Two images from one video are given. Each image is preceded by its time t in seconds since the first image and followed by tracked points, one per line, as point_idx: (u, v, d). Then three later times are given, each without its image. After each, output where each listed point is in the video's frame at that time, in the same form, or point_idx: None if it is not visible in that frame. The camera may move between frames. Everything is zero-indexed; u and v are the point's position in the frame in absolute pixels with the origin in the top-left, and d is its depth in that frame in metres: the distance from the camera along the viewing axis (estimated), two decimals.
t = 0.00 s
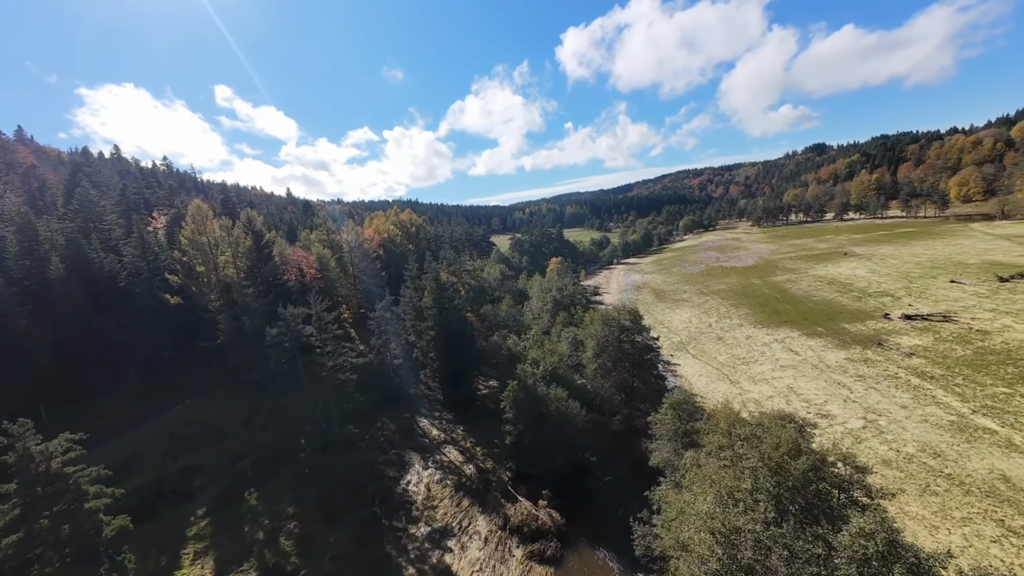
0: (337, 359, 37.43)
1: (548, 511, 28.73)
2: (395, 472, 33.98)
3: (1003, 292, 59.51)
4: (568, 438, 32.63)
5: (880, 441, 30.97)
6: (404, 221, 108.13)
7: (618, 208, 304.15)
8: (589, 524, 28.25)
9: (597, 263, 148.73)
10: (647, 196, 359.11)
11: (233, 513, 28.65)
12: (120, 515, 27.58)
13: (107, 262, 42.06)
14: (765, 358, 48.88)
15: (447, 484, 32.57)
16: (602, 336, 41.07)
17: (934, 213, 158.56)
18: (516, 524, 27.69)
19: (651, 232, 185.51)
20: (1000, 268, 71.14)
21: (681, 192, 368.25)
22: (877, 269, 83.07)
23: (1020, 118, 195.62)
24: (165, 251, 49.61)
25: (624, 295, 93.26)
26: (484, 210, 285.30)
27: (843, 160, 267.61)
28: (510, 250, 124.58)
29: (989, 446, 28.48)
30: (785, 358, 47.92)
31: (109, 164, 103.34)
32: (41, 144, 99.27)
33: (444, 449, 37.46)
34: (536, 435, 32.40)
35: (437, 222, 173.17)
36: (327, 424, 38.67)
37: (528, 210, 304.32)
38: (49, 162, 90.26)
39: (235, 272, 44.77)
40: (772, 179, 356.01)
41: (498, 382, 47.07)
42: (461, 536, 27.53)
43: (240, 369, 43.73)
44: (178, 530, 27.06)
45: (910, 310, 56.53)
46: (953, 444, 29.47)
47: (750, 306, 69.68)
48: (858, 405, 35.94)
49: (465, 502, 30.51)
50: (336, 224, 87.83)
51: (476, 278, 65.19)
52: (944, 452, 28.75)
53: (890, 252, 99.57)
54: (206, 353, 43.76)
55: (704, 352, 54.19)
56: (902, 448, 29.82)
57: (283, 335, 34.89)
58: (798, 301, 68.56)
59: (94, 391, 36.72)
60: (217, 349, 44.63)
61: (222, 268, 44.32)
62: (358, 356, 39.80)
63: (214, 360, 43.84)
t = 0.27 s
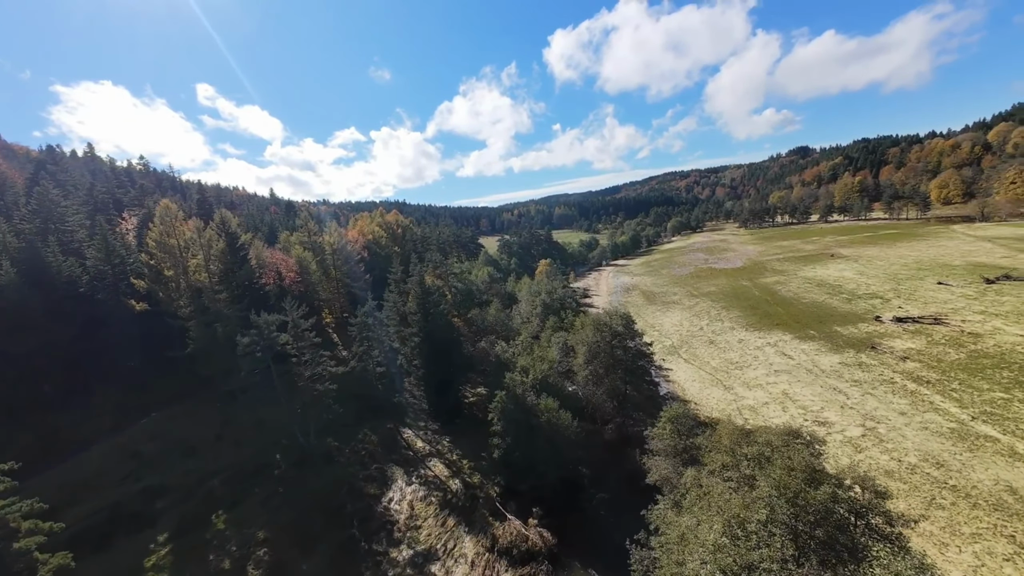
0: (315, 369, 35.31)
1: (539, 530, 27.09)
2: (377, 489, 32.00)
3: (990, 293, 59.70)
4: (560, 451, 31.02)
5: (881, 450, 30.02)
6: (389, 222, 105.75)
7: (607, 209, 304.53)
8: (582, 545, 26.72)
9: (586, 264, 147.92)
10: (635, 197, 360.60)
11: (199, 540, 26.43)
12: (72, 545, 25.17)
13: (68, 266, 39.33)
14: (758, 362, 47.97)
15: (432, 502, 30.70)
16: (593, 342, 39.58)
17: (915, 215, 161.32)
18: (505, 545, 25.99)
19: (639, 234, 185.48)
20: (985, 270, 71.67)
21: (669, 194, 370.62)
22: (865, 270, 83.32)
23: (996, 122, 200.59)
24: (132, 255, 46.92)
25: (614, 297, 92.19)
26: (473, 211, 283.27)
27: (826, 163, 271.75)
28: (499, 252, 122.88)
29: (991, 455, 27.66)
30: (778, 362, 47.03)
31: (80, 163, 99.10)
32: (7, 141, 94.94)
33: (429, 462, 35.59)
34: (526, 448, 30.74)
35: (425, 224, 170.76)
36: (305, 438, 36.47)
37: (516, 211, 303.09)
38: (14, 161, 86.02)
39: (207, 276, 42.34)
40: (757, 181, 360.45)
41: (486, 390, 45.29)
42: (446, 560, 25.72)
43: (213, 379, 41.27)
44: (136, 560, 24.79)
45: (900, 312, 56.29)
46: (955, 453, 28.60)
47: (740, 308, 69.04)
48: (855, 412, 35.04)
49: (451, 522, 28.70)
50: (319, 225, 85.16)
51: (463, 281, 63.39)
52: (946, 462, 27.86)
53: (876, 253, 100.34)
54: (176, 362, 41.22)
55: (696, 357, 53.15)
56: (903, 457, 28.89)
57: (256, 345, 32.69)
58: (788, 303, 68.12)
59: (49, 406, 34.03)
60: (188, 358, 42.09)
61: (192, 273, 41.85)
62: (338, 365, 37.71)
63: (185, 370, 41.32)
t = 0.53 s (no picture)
0: (293, 378, 33.23)
1: (530, 552, 25.40)
2: (356, 507, 30.03)
3: (982, 298, 59.51)
4: (552, 466, 29.32)
5: (884, 463, 28.90)
6: (377, 223, 103.34)
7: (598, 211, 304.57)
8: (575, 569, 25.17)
9: (577, 266, 146.75)
10: (626, 199, 361.27)
11: (160, 567, 24.27)
12: None
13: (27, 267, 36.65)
14: (754, 369, 46.84)
15: (416, 520, 28.82)
16: (587, 349, 38.01)
17: (902, 219, 163.15)
18: (493, 569, 24.28)
19: (630, 236, 185.03)
20: (975, 274, 71.75)
21: (659, 197, 372.05)
22: (856, 274, 83.12)
23: (979, 129, 204.25)
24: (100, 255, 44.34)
25: (606, 300, 90.99)
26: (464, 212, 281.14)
27: (815, 167, 274.58)
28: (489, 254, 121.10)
29: (999, 469, 26.64)
30: (775, 369, 45.95)
31: (54, 159, 95.38)
32: None
33: (414, 476, 33.72)
34: (516, 463, 29.04)
35: (414, 224, 168.35)
36: (282, 451, 34.28)
37: (508, 212, 301.48)
38: None
39: (179, 279, 39.91)
40: (746, 184, 363.61)
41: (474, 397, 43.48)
42: None
43: (185, 387, 38.89)
44: None
45: (894, 317, 55.74)
46: (961, 466, 27.53)
47: (734, 312, 68.14)
48: (857, 422, 33.93)
49: (435, 543, 26.89)
50: (304, 225, 82.63)
51: (452, 284, 61.55)
52: (954, 477, 26.77)
53: (866, 257, 100.62)
54: (144, 369, 38.73)
55: (690, 362, 51.95)
56: (908, 471, 27.79)
57: (228, 352, 30.54)
58: (782, 307, 67.39)
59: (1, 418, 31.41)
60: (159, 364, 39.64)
61: (163, 274, 39.48)
62: (317, 374, 35.61)
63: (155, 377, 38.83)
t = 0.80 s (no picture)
0: (270, 385, 31.24)
1: None
2: (335, 525, 28.15)
3: (978, 307, 59.00)
4: (543, 482, 27.71)
5: (890, 481, 27.70)
6: (368, 221, 101.24)
7: (592, 213, 304.02)
8: None
9: (571, 268, 145.58)
10: (619, 202, 361.48)
11: None
12: None
13: None
14: (751, 377, 45.68)
15: (398, 539, 27.03)
16: (581, 357, 36.45)
17: (893, 226, 164.26)
18: None
19: (624, 239, 184.28)
20: (970, 283, 71.49)
21: (653, 200, 372.81)
22: (851, 281, 82.63)
23: (968, 137, 206.78)
24: (69, 251, 41.97)
25: (599, 303, 89.77)
26: (457, 212, 279.21)
27: (807, 173, 276.38)
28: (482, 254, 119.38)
29: (1010, 489, 25.51)
30: (772, 378, 44.78)
31: (32, 150, 92.11)
32: None
33: (397, 490, 31.91)
34: (505, 479, 27.38)
35: (406, 223, 166.19)
36: (257, 462, 32.29)
37: (502, 213, 299.96)
38: None
39: (151, 278, 37.71)
40: (739, 189, 365.42)
41: (463, 405, 41.79)
42: None
43: (156, 393, 36.72)
44: None
45: (891, 326, 54.98)
46: (971, 486, 26.35)
47: (729, 318, 67.15)
48: (859, 436, 32.76)
49: (418, 565, 25.14)
50: (291, 222, 80.40)
51: (442, 285, 59.77)
52: (963, 497, 25.59)
53: (859, 263, 100.54)
54: (113, 373, 36.54)
55: (686, 369, 50.72)
56: (915, 490, 26.58)
57: (198, 358, 28.54)
58: (777, 314, 66.53)
59: None
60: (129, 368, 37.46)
61: (134, 273, 37.27)
62: (296, 381, 33.66)
63: (124, 382, 36.64)
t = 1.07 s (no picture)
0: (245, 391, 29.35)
1: None
2: (310, 543, 26.31)
3: (978, 318, 58.16)
4: (533, 500, 26.07)
5: (898, 503, 26.40)
6: (360, 219, 99.16)
7: (588, 215, 303.19)
8: None
9: (566, 271, 144.22)
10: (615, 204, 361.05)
11: None
12: None
13: None
14: (750, 388, 44.35)
15: (377, 560, 25.26)
16: (575, 365, 34.81)
17: (888, 234, 164.53)
18: None
19: (620, 241, 183.33)
20: (968, 293, 70.79)
21: (648, 203, 372.93)
22: (848, 289, 81.87)
23: (962, 148, 208.03)
24: (38, 244, 39.72)
25: (594, 307, 88.38)
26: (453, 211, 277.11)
27: (802, 179, 277.45)
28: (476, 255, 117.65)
29: None
30: (771, 388, 43.46)
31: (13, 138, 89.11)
32: None
33: (379, 504, 30.11)
34: (494, 496, 25.69)
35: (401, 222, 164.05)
36: (230, 472, 30.32)
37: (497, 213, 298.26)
38: None
39: (123, 274, 35.56)
40: (735, 194, 366.47)
41: (451, 413, 40.02)
42: None
43: (127, 395, 34.63)
44: None
45: (891, 336, 53.95)
46: (982, 510, 25.05)
47: (726, 325, 65.96)
48: (863, 453, 31.45)
49: None
50: (280, 218, 78.23)
51: (434, 286, 57.93)
52: (975, 522, 24.30)
53: (855, 271, 99.94)
54: (79, 374, 34.38)
55: (682, 378, 49.32)
56: (924, 514, 25.27)
57: (167, 362, 26.64)
58: (775, 321, 65.44)
59: None
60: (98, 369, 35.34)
61: (105, 268, 35.19)
62: (274, 387, 31.72)
63: (92, 384, 34.51)
